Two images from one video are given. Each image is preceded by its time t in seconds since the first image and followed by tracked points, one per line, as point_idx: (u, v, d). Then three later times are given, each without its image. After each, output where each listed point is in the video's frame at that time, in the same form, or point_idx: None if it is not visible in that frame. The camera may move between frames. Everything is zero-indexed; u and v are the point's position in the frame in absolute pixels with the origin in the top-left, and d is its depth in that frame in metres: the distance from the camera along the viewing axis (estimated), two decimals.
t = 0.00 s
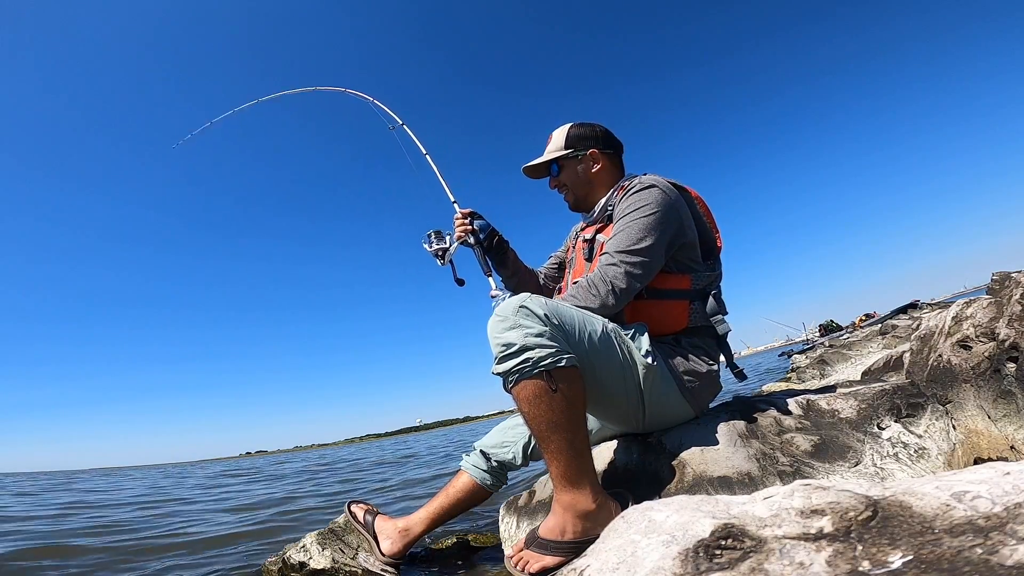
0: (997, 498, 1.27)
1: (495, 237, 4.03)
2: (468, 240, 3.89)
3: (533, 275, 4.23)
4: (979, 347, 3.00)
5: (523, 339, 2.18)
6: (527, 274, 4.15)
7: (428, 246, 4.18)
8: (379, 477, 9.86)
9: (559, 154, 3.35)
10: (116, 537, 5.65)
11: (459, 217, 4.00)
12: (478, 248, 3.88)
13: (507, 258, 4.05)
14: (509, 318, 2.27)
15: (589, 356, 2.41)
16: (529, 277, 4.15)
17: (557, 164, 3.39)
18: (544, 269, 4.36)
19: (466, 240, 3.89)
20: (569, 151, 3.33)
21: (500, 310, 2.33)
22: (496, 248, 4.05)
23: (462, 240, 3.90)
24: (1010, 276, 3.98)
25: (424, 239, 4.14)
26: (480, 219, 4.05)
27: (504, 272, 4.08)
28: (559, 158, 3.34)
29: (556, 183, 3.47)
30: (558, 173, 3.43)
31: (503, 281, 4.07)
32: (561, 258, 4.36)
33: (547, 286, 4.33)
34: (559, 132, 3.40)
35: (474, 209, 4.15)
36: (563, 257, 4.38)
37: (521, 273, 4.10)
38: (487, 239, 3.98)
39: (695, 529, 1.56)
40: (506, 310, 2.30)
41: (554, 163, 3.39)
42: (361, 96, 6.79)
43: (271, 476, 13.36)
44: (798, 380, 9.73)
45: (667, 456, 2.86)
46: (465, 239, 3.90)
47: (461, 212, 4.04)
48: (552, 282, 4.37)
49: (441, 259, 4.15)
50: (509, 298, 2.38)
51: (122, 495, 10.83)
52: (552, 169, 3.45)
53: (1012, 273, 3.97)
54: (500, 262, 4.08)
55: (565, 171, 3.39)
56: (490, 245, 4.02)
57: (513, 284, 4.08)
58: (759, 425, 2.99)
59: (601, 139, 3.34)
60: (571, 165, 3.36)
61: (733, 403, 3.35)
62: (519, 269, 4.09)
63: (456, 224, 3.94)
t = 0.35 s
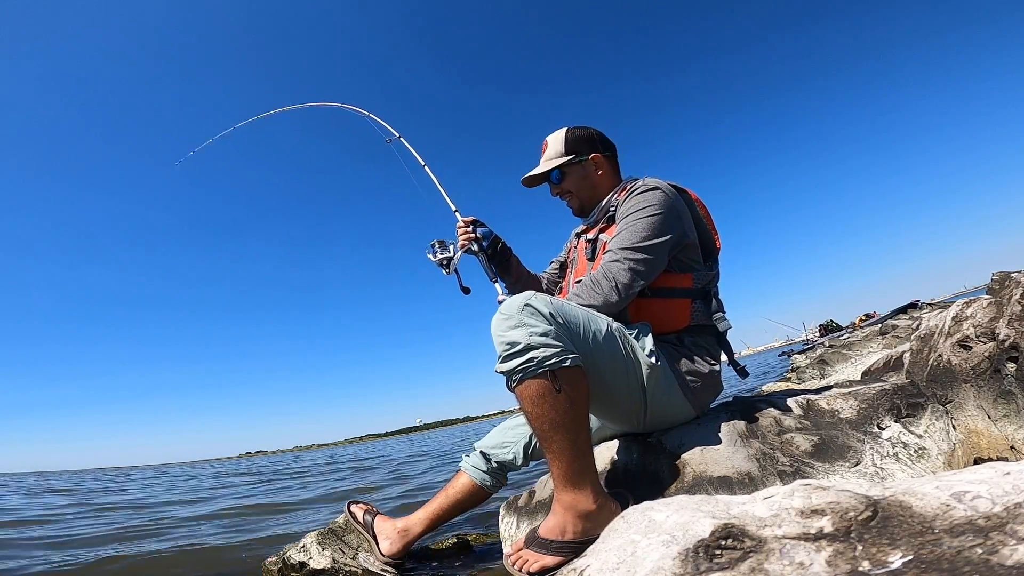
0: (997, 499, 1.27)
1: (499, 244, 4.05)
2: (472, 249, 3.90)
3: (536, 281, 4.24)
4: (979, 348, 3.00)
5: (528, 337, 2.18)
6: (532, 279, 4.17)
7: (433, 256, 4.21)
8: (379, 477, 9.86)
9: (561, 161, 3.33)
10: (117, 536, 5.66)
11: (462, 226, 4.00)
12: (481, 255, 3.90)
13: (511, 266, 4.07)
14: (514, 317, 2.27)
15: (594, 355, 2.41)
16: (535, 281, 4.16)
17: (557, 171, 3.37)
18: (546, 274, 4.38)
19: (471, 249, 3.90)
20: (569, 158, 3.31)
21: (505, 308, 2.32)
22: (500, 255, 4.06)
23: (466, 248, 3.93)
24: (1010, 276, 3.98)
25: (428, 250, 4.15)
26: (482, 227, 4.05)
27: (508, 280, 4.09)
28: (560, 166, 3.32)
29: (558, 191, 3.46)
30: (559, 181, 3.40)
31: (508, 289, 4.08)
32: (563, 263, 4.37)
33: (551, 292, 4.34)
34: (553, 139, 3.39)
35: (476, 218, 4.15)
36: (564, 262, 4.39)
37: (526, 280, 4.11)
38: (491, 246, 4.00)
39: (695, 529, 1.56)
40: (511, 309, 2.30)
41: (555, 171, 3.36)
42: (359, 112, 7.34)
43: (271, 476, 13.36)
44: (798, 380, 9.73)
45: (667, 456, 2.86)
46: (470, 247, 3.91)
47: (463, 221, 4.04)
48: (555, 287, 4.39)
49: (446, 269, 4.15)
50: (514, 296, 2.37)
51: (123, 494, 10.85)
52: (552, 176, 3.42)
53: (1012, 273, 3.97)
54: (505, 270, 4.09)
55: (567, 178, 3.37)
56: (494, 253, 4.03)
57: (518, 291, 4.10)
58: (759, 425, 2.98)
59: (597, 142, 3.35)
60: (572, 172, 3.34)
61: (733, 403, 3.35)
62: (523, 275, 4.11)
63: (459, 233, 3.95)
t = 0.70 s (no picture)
0: (997, 498, 1.27)
1: (508, 255, 4.04)
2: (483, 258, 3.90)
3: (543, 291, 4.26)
4: (979, 348, 3.00)
5: (536, 334, 2.18)
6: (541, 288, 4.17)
7: (443, 267, 4.19)
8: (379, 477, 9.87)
9: (560, 171, 3.33)
10: (117, 536, 5.67)
11: (471, 235, 3.99)
12: (492, 263, 3.94)
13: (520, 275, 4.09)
14: (522, 314, 2.26)
15: (601, 352, 2.41)
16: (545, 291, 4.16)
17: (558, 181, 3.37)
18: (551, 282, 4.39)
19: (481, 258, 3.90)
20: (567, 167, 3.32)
21: (512, 305, 2.32)
22: (509, 265, 4.07)
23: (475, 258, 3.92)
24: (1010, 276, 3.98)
25: (437, 261, 4.15)
26: (492, 236, 4.05)
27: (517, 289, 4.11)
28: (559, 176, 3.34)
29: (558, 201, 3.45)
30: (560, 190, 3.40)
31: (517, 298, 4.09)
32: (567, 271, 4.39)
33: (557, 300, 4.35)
34: (553, 151, 3.39)
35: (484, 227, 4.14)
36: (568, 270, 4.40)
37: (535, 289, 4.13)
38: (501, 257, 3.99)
39: (695, 529, 1.56)
40: (518, 306, 2.30)
41: (554, 181, 3.36)
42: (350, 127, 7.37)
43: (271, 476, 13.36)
44: (798, 380, 9.73)
45: (667, 455, 2.86)
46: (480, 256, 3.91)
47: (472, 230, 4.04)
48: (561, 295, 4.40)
49: (456, 280, 4.15)
50: (521, 292, 2.37)
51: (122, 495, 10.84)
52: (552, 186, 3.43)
53: (1012, 273, 3.97)
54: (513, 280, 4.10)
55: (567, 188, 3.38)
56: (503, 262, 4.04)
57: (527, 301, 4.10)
58: (759, 425, 2.99)
59: (595, 154, 3.37)
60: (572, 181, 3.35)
61: (733, 403, 3.35)
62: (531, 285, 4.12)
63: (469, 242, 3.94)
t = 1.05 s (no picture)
0: (997, 499, 1.27)
1: (516, 258, 4.06)
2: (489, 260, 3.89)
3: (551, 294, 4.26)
4: (979, 347, 3.00)
5: (551, 334, 2.21)
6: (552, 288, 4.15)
7: (450, 271, 4.21)
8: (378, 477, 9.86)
9: (570, 170, 3.33)
10: (118, 536, 5.68)
11: (478, 238, 3.99)
12: (499, 266, 3.96)
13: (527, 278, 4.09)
14: (545, 306, 2.27)
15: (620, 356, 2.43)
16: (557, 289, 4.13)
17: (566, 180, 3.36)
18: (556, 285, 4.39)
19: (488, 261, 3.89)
20: (578, 168, 3.32)
21: (541, 289, 2.30)
22: (516, 268, 4.09)
23: (483, 261, 3.93)
24: (1010, 276, 3.98)
25: (445, 266, 4.16)
26: (499, 240, 4.03)
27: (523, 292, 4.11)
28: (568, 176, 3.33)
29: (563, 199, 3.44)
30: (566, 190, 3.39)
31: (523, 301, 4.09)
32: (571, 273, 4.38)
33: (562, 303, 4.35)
34: (564, 154, 3.39)
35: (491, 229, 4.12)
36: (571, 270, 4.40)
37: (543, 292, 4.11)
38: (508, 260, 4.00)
39: (695, 529, 1.56)
40: (546, 295, 2.29)
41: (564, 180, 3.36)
42: (361, 134, 7.72)
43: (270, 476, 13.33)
44: (798, 380, 9.73)
45: (667, 455, 2.86)
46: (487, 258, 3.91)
47: (479, 233, 4.03)
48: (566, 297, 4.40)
49: (464, 283, 4.17)
50: (555, 277, 2.33)
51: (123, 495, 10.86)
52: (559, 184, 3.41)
53: (1011, 274, 3.97)
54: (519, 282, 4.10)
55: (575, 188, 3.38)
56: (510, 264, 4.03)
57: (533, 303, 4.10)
58: (759, 425, 2.99)
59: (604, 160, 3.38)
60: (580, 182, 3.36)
61: (733, 403, 3.35)
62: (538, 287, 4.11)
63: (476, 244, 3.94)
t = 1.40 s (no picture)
0: (997, 499, 1.27)
1: (506, 263, 4.05)
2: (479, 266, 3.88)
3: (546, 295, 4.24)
4: (979, 348, 3.00)
5: (506, 337, 2.32)
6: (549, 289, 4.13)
7: (442, 280, 4.20)
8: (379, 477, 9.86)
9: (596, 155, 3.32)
10: (119, 537, 5.68)
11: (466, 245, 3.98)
12: (490, 271, 3.95)
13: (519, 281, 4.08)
14: (501, 312, 2.40)
15: (583, 355, 2.48)
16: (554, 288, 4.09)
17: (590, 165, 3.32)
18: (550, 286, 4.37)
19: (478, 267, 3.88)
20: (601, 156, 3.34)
21: (497, 299, 2.44)
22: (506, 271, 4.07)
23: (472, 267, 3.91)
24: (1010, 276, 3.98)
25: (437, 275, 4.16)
26: (487, 245, 4.04)
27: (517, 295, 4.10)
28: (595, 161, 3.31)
29: (582, 185, 3.37)
30: (585, 176, 3.35)
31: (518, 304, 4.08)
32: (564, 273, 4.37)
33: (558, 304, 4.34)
34: (582, 139, 3.36)
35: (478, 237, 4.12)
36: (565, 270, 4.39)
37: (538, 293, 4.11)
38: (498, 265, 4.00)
39: (695, 529, 1.56)
40: (500, 303, 2.41)
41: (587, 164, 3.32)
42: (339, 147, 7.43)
43: (270, 476, 13.34)
44: (798, 380, 9.74)
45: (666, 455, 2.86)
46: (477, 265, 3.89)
47: (467, 241, 4.02)
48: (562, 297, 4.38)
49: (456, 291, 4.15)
50: (510, 287, 2.47)
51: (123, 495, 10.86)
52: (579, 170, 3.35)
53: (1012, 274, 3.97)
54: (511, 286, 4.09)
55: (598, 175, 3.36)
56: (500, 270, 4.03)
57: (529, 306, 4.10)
58: (759, 425, 2.99)
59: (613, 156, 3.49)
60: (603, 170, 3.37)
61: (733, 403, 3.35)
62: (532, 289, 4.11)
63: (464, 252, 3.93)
